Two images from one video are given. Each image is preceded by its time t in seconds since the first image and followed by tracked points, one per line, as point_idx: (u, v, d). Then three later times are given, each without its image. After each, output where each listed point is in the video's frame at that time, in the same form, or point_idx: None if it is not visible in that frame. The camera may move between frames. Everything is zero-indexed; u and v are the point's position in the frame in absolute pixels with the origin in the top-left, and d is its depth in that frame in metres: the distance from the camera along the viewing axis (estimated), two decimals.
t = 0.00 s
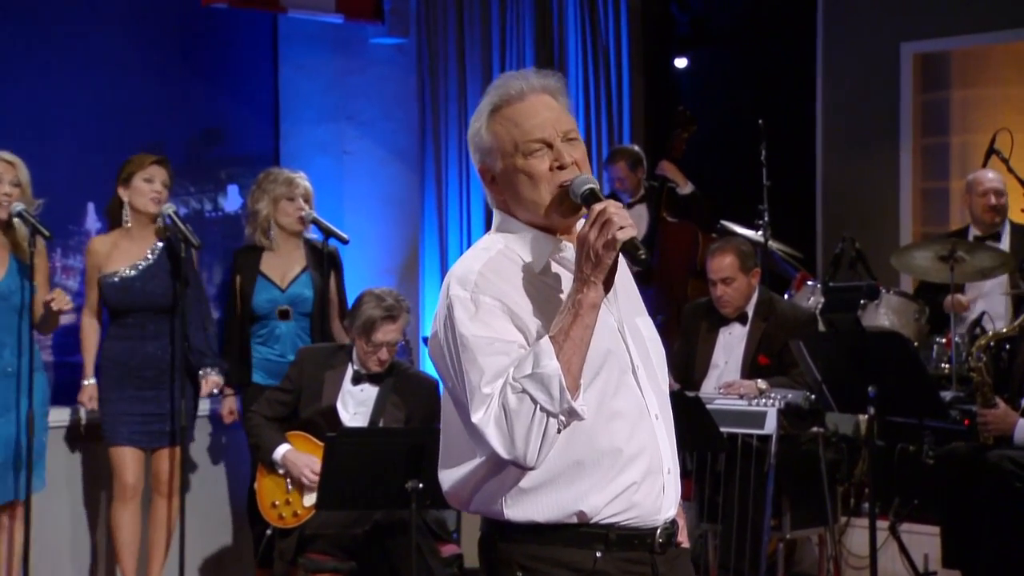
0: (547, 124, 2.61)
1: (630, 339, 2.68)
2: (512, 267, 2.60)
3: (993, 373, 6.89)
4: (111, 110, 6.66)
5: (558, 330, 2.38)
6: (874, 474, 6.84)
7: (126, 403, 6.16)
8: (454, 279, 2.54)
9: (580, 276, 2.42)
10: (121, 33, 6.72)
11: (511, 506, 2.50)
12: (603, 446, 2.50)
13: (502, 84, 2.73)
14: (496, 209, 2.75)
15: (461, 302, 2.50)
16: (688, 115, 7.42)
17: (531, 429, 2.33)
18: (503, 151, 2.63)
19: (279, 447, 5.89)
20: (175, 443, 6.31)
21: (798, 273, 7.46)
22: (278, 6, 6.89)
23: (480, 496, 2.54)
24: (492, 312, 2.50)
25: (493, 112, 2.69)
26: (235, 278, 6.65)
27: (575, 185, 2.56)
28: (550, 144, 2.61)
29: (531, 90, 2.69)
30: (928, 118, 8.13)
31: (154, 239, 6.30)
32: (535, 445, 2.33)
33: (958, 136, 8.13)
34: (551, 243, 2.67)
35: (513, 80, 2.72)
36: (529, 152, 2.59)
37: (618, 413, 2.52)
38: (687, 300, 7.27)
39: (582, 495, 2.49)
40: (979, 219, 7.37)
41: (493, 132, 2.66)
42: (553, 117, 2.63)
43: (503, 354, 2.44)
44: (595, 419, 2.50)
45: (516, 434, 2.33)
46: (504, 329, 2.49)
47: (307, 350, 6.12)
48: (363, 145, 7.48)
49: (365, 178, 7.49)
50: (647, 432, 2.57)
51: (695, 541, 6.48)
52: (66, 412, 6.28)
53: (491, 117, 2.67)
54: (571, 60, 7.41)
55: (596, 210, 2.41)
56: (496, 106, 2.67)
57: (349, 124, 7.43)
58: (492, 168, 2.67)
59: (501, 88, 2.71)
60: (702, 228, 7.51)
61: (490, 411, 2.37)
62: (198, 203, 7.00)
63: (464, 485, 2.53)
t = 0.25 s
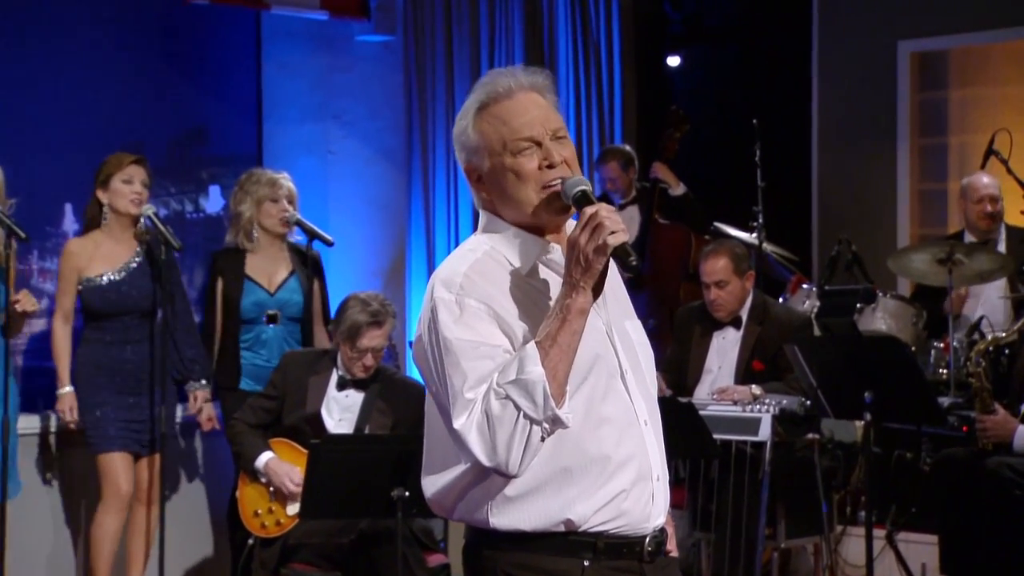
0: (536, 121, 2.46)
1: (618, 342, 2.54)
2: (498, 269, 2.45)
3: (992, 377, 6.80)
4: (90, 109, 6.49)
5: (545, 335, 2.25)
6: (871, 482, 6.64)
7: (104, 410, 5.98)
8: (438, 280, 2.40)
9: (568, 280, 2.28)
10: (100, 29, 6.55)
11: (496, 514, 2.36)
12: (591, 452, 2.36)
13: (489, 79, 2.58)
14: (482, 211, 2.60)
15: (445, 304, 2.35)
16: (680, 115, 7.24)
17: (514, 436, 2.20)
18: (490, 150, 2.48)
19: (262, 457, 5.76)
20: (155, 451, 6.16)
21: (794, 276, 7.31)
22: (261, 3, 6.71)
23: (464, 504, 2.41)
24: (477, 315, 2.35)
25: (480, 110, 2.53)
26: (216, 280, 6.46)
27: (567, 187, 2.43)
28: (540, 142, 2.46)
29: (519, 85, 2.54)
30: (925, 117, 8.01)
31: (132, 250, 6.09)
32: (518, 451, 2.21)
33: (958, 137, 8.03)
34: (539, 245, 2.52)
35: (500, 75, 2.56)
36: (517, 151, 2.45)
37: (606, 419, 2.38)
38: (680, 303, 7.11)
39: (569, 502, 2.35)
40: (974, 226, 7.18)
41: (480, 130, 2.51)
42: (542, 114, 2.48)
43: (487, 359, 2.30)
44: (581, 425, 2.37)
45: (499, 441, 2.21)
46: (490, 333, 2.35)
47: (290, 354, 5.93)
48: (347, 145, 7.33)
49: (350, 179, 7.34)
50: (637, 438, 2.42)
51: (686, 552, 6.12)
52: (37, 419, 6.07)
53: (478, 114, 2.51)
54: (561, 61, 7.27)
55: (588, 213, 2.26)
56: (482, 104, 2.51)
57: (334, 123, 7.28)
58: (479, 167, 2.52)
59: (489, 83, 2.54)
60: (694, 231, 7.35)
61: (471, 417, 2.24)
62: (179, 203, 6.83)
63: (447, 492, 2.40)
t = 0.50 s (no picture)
0: (514, 107, 2.36)
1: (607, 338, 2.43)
2: (485, 269, 2.29)
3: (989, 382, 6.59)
4: (64, 105, 6.32)
5: (530, 346, 2.07)
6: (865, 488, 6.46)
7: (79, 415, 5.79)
8: (422, 278, 2.25)
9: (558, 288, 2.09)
10: (75, 24, 6.38)
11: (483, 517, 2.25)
12: (580, 451, 2.24)
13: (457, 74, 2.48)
14: (464, 211, 2.45)
15: (427, 303, 2.21)
16: (672, 114, 7.09)
17: (491, 447, 2.05)
18: (470, 141, 2.36)
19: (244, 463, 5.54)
20: (132, 456, 5.96)
21: (788, 278, 7.17)
22: None
23: (449, 509, 2.28)
24: (461, 315, 2.20)
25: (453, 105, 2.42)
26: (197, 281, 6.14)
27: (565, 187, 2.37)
28: (520, 128, 2.35)
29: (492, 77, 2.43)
30: (921, 116, 7.82)
31: (112, 254, 5.91)
32: (496, 463, 2.06)
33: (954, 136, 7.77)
34: (523, 237, 2.37)
35: (471, 70, 2.45)
36: (499, 139, 2.34)
37: (595, 417, 2.26)
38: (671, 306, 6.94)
39: (559, 503, 2.23)
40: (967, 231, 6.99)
41: (456, 126, 2.40)
42: (518, 101, 2.38)
43: (469, 364, 2.14)
44: (569, 423, 2.25)
45: (476, 450, 2.06)
46: (474, 335, 2.19)
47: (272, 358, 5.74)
48: (331, 144, 7.13)
49: (333, 180, 7.15)
50: (627, 436, 2.31)
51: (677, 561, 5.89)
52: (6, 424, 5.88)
53: (453, 108, 2.40)
54: (551, 62, 7.16)
55: (582, 221, 2.07)
56: (457, 97, 2.40)
57: (317, 122, 7.09)
58: (460, 164, 2.39)
59: (459, 79, 2.43)
60: (687, 232, 7.17)
61: (450, 424, 2.10)
62: (157, 204, 6.67)
63: (431, 496, 2.27)
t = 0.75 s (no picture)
0: (482, 101, 2.22)
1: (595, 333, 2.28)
2: (462, 265, 2.17)
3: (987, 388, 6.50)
4: (38, 105, 6.14)
5: (502, 340, 1.95)
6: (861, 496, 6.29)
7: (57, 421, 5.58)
8: (398, 276, 2.15)
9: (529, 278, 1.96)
10: (48, 21, 6.20)
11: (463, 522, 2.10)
12: (563, 451, 2.10)
13: (433, 64, 2.36)
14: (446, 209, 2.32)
15: (401, 301, 2.10)
16: (664, 113, 6.93)
17: (466, 446, 1.95)
18: (439, 136, 2.23)
19: (226, 470, 5.35)
20: (110, 462, 5.76)
21: (781, 281, 7.02)
22: None
23: (433, 512, 2.15)
24: (435, 312, 2.09)
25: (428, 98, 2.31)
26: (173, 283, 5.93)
27: (536, 176, 2.15)
28: (487, 122, 2.20)
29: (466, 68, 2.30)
30: (919, 116, 7.47)
31: (91, 260, 5.72)
32: (472, 461, 1.96)
33: (950, 135, 7.40)
34: (500, 235, 2.25)
35: (447, 62, 2.33)
36: (465, 133, 2.20)
37: (578, 415, 2.12)
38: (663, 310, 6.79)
39: (541, 508, 2.09)
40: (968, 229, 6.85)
41: (428, 120, 2.28)
42: (489, 94, 2.24)
43: (441, 361, 2.04)
44: (551, 423, 2.11)
45: (452, 450, 1.96)
46: (449, 332, 2.08)
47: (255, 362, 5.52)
48: (314, 143, 7.06)
49: (316, 179, 7.07)
50: (614, 436, 2.16)
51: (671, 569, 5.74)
52: None
53: (425, 102, 2.28)
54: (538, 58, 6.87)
55: (550, 210, 1.91)
56: (429, 91, 2.28)
57: (300, 119, 7.03)
58: (433, 158, 2.28)
59: (434, 71, 2.31)
60: (677, 233, 7.02)
61: (425, 423, 2.00)
62: (136, 205, 6.50)
63: (412, 502, 2.16)
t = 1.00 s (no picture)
0: (488, 96, 2.12)
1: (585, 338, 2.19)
2: (451, 267, 2.07)
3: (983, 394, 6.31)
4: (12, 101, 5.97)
5: (492, 338, 1.85)
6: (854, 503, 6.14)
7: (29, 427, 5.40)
8: (383, 277, 2.05)
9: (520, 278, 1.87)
10: (23, 15, 6.03)
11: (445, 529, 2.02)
12: (548, 461, 2.01)
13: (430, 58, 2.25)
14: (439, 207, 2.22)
15: (386, 303, 2.01)
16: (654, 112, 6.75)
17: (454, 449, 1.84)
18: (441, 131, 2.13)
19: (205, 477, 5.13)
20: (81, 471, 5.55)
21: (774, 284, 6.85)
22: None
23: (415, 518, 2.06)
24: (422, 315, 2.00)
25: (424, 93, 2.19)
26: (150, 283, 5.68)
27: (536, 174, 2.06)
28: (493, 118, 2.11)
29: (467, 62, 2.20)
30: (913, 116, 7.31)
31: (66, 260, 5.52)
32: (460, 463, 1.84)
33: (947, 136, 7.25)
34: (496, 234, 2.15)
35: (445, 54, 2.23)
36: (470, 129, 2.10)
37: (565, 423, 2.03)
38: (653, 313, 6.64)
39: (523, 518, 2.00)
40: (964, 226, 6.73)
41: (427, 113, 2.17)
42: (492, 89, 2.15)
43: (430, 361, 1.94)
44: (536, 431, 2.02)
45: (439, 452, 1.85)
46: (437, 334, 1.99)
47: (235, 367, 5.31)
48: (296, 142, 6.94)
49: (299, 179, 6.94)
50: (602, 446, 2.07)
51: None
52: None
53: (424, 95, 2.17)
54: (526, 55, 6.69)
55: (545, 206, 1.84)
56: (429, 84, 2.17)
57: (281, 118, 6.89)
58: (430, 154, 2.17)
59: (433, 62, 2.21)
60: (667, 235, 6.87)
61: (411, 424, 1.89)
62: (112, 206, 6.33)
63: (395, 504, 2.05)
